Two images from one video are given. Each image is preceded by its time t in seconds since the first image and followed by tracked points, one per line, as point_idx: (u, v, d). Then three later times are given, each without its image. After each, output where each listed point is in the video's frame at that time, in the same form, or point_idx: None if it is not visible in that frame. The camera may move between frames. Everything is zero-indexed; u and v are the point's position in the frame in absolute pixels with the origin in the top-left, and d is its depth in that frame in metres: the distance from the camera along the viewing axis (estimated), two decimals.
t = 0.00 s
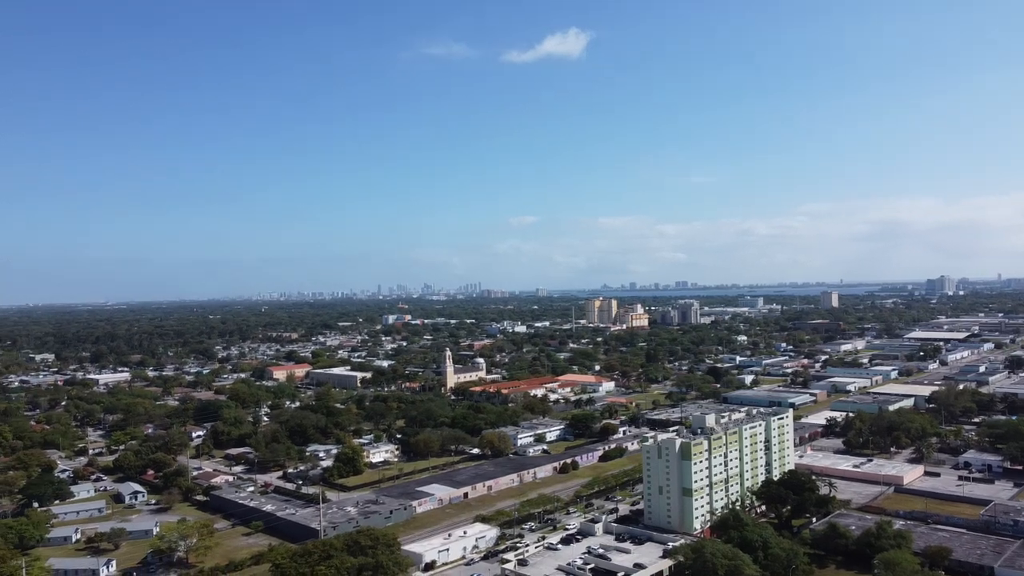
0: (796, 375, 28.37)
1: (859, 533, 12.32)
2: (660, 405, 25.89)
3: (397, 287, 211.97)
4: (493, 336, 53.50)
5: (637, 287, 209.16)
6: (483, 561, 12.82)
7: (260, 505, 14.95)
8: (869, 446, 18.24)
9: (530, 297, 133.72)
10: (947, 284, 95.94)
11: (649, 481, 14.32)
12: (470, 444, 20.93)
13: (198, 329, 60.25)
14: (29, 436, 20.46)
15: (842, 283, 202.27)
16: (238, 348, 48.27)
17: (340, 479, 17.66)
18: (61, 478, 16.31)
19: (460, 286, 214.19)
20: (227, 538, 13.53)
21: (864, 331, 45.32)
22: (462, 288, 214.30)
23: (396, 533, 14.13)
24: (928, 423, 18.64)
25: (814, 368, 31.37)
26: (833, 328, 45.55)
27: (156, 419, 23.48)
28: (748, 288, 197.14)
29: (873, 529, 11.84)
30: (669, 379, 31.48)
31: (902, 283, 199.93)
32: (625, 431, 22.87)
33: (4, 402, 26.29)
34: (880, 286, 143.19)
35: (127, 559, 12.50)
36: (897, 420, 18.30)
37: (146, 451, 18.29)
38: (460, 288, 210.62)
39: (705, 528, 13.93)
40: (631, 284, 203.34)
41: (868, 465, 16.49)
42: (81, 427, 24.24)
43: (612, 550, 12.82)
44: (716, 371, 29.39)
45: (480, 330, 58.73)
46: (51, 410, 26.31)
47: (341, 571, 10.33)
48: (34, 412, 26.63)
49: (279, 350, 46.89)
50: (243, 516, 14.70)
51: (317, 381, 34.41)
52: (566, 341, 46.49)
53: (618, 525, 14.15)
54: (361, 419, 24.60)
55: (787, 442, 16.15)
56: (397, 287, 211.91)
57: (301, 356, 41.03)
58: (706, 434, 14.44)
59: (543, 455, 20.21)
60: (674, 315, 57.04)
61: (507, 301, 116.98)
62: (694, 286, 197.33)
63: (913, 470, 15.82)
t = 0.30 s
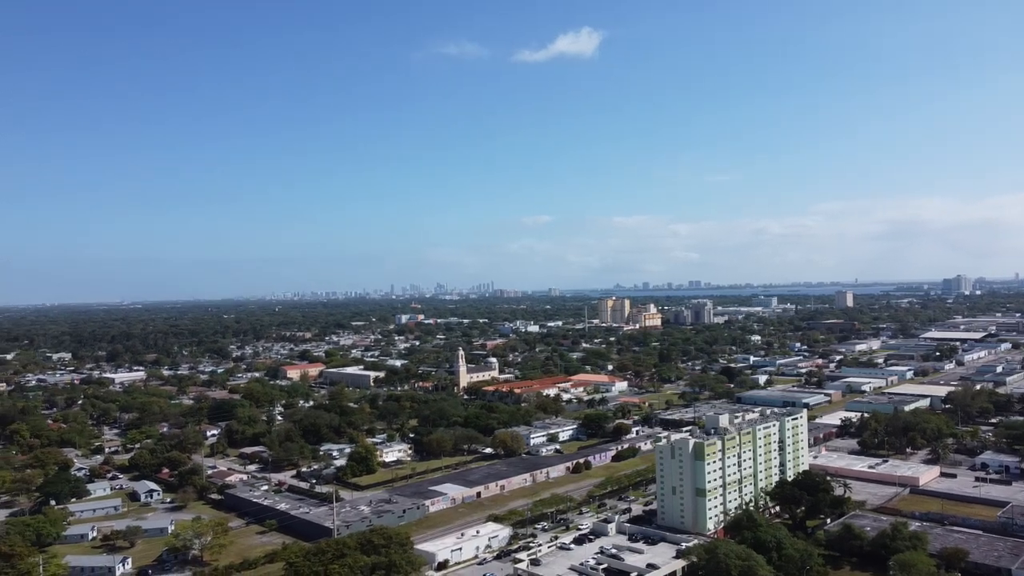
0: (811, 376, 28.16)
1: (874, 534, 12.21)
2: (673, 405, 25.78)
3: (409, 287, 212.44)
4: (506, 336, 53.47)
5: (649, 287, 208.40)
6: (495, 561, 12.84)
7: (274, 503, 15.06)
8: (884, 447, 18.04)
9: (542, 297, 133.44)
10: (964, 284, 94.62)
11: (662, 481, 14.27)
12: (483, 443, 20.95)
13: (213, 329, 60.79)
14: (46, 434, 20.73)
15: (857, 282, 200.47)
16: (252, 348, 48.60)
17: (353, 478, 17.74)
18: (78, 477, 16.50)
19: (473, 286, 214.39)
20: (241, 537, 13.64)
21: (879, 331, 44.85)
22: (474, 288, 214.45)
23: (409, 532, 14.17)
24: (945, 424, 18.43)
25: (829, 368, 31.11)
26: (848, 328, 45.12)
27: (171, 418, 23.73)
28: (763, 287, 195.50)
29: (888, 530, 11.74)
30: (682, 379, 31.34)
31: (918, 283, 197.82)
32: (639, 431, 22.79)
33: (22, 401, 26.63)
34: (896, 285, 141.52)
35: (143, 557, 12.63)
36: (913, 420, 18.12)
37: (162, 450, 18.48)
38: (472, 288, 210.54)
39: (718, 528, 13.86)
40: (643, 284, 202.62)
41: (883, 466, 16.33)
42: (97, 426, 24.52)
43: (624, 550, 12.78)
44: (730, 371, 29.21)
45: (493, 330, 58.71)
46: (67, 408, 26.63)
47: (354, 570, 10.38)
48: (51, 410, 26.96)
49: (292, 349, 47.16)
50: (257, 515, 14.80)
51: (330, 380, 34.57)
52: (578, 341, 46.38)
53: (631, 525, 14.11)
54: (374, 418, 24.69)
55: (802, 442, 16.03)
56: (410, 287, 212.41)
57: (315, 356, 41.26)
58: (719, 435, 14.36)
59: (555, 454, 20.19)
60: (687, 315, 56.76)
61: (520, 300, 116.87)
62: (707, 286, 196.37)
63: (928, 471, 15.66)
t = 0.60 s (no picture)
0: (826, 376, 27.93)
1: (891, 536, 12.08)
2: (687, 405, 25.66)
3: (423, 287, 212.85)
4: (519, 336, 53.43)
5: (663, 287, 207.45)
6: (509, 561, 12.85)
7: (289, 502, 15.16)
8: (901, 448, 17.82)
9: (556, 296, 133.20)
10: (982, 283, 93.33)
11: (676, 481, 14.20)
12: (497, 443, 20.97)
13: (228, 328, 61.30)
14: (64, 433, 21.01)
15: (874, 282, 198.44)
16: (266, 347, 48.94)
17: (367, 477, 17.82)
18: (95, 475, 16.72)
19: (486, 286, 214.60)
20: (256, 535, 13.74)
21: (896, 331, 44.35)
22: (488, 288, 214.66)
23: (422, 532, 14.22)
24: (962, 425, 18.21)
25: (844, 369, 30.84)
26: (864, 328, 44.65)
27: (187, 417, 23.97)
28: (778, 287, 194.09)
29: (904, 532, 11.62)
30: (696, 379, 31.19)
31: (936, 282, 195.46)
32: (653, 431, 22.71)
33: (41, 400, 26.99)
34: (913, 285, 139.93)
35: (159, 555, 12.78)
36: (930, 421, 17.93)
37: (178, 449, 18.68)
38: (486, 287, 210.61)
39: (732, 530, 13.77)
40: (657, 284, 201.79)
41: (899, 467, 16.17)
42: (114, 424, 24.82)
43: (638, 551, 12.75)
44: (744, 371, 29.03)
45: (506, 330, 58.69)
46: (85, 407, 26.98)
47: (369, 569, 10.44)
48: (69, 409, 27.32)
49: (307, 348, 47.46)
50: (272, 513, 14.92)
51: (345, 379, 34.74)
52: (592, 341, 46.24)
53: (645, 525, 14.07)
54: (388, 417, 24.78)
55: (817, 443, 15.91)
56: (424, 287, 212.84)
57: (329, 355, 41.52)
58: (734, 435, 14.28)
59: (569, 454, 20.16)
60: (701, 314, 56.47)
61: (534, 300, 116.75)
62: (721, 286, 195.21)
63: (945, 473, 15.48)
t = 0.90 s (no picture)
0: (843, 376, 27.69)
1: (907, 537, 11.96)
2: (702, 405, 25.55)
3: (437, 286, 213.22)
4: (533, 335, 53.38)
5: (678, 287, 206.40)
6: (523, 561, 12.85)
7: (304, 501, 15.26)
8: (918, 449, 17.64)
9: (569, 296, 132.88)
10: (1000, 283, 91.91)
11: (690, 482, 14.13)
12: (511, 443, 20.99)
13: (243, 327, 61.79)
14: (82, 432, 21.28)
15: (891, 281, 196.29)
16: (281, 346, 49.26)
17: (381, 476, 17.90)
18: (112, 473, 16.93)
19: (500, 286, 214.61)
20: (271, 534, 13.85)
21: (913, 330, 43.81)
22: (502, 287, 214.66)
23: (436, 531, 14.26)
24: (980, 425, 17.99)
25: (861, 369, 30.54)
26: (881, 328, 44.16)
27: (203, 416, 24.21)
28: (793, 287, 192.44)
29: (921, 534, 11.50)
30: (711, 379, 31.02)
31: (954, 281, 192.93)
32: (667, 431, 22.63)
33: (59, 398, 27.37)
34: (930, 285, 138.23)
35: (175, 552, 12.92)
36: (948, 422, 17.73)
37: (193, 448, 18.86)
38: (500, 287, 210.40)
39: (747, 530, 13.69)
40: (671, 284, 200.85)
41: (917, 468, 15.99)
42: (131, 423, 25.13)
43: (652, 551, 12.71)
44: (759, 371, 28.85)
45: (520, 329, 58.64)
46: (103, 406, 27.33)
47: (383, 567, 10.48)
48: (87, 407, 27.68)
49: (321, 348, 47.74)
50: (287, 512, 15.03)
51: (359, 379, 34.90)
52: (606, 341, 46.09)
53: (659, 526, 14.02)
54: (402, 416, 24.87)
55: (833, 443, 15.77)
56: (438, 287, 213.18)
57: (343, 354, 41.73)
58: (749, 435, 14.20)
59: (582, 454, 20.12)
60: (716, 314, 56.13)
61: (548, 300, 116.59)
62: (736, 285, 193.88)
63: (963, 474, 15.30)
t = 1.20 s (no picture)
0: (859, 376, 27.46)
1: (924, 539, 11.84)
2: (717, 406, 25.42)
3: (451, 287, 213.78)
4: (546, 335, 53.37)
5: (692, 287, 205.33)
6: (537, 561, 12.86)
7: (319, 500, 15.36)
8: (936, 450, 17.42)
9: (583, 296, 132.59)
10: (1019, 283, 90.63)
11: (704, 482, 14.07)
12: (525, 442, 20.99)
13: (259, 327, 62.24)
14: (99, 430, 21.56)
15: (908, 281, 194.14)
16: (296, 346, 49.59)
17: (395, 476, 17.97)
18: (129, 471, 17.16)
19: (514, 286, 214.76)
20: (286, 533, 13.96)
21: (930, 331, 43.32)
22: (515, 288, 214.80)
23: (451, 531, 14.31)
24: (999, 427, 17.76)
25: (878, 369, 30.28)
26: (898, 328, 43.70)
27: (219, 415, 24.45)
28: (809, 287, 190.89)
29: (939, 536, 11.39)
30: (725, 379, 30.86)
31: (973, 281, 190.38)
32: (681, 431, 22.56)
33: (77, 397, 27.75)
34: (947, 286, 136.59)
35: (192, 550, 13.06)
36: (966, 423, 17.53)
37: (209, 446, 19.04)
38: (515, 287, 210.44)
39: (762, 532, 13.61)
40: (686, 284, 199.91)
41: (934, 470, 15.82)
42: (148, 422, 25.43)
43: (667, 552, 12.68)
44: (775, 372, 28.66)
45: (534, 329, 58.64)
46: (120, 404, 27.67)
47: (398, 567, 10.53)
48: (105, 406, 28.04)
49: (336, 347, 47.98)
50: (303, 511, 15.14)
51: (374, 378, 35.07)
52: (620, 341, 45.96)
53: (674, 526, 13.98)
54: (416, 416, 24.96)
55: (849, 445, 15.64)
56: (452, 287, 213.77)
57: (358, 354, 41.96)
58: (764, 436, 14.11)
59: (597, 455, 20.07)
60: (731, 314, 55.81)
61: (561, 301, 116.41)
62: (751, 285, 192.57)
63: (982, 476, 15.11)
